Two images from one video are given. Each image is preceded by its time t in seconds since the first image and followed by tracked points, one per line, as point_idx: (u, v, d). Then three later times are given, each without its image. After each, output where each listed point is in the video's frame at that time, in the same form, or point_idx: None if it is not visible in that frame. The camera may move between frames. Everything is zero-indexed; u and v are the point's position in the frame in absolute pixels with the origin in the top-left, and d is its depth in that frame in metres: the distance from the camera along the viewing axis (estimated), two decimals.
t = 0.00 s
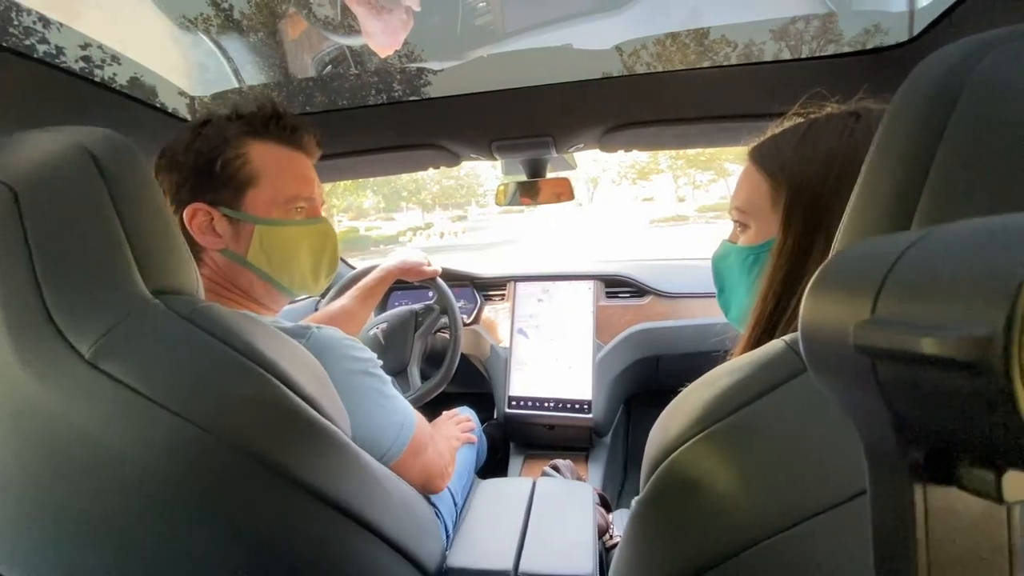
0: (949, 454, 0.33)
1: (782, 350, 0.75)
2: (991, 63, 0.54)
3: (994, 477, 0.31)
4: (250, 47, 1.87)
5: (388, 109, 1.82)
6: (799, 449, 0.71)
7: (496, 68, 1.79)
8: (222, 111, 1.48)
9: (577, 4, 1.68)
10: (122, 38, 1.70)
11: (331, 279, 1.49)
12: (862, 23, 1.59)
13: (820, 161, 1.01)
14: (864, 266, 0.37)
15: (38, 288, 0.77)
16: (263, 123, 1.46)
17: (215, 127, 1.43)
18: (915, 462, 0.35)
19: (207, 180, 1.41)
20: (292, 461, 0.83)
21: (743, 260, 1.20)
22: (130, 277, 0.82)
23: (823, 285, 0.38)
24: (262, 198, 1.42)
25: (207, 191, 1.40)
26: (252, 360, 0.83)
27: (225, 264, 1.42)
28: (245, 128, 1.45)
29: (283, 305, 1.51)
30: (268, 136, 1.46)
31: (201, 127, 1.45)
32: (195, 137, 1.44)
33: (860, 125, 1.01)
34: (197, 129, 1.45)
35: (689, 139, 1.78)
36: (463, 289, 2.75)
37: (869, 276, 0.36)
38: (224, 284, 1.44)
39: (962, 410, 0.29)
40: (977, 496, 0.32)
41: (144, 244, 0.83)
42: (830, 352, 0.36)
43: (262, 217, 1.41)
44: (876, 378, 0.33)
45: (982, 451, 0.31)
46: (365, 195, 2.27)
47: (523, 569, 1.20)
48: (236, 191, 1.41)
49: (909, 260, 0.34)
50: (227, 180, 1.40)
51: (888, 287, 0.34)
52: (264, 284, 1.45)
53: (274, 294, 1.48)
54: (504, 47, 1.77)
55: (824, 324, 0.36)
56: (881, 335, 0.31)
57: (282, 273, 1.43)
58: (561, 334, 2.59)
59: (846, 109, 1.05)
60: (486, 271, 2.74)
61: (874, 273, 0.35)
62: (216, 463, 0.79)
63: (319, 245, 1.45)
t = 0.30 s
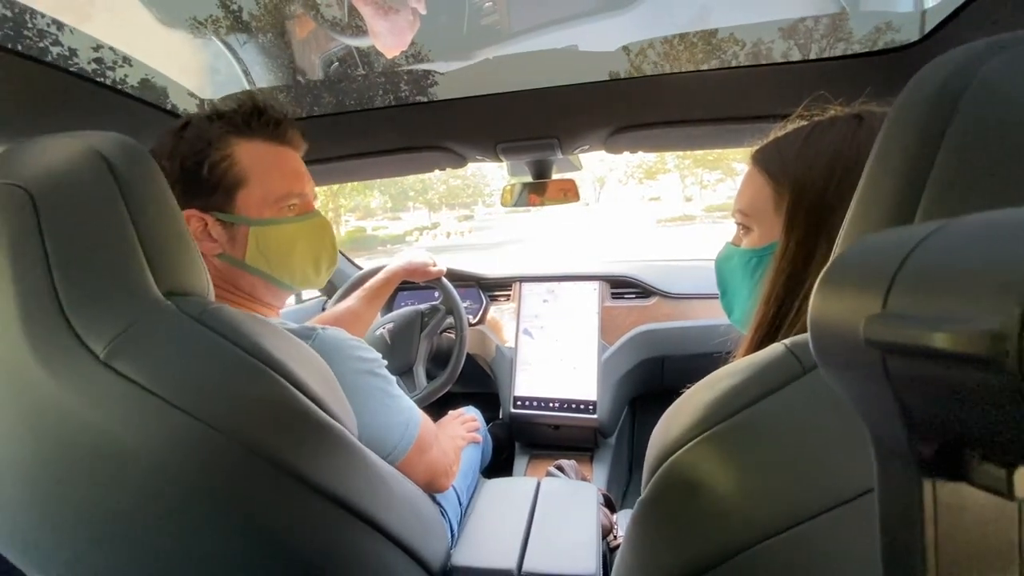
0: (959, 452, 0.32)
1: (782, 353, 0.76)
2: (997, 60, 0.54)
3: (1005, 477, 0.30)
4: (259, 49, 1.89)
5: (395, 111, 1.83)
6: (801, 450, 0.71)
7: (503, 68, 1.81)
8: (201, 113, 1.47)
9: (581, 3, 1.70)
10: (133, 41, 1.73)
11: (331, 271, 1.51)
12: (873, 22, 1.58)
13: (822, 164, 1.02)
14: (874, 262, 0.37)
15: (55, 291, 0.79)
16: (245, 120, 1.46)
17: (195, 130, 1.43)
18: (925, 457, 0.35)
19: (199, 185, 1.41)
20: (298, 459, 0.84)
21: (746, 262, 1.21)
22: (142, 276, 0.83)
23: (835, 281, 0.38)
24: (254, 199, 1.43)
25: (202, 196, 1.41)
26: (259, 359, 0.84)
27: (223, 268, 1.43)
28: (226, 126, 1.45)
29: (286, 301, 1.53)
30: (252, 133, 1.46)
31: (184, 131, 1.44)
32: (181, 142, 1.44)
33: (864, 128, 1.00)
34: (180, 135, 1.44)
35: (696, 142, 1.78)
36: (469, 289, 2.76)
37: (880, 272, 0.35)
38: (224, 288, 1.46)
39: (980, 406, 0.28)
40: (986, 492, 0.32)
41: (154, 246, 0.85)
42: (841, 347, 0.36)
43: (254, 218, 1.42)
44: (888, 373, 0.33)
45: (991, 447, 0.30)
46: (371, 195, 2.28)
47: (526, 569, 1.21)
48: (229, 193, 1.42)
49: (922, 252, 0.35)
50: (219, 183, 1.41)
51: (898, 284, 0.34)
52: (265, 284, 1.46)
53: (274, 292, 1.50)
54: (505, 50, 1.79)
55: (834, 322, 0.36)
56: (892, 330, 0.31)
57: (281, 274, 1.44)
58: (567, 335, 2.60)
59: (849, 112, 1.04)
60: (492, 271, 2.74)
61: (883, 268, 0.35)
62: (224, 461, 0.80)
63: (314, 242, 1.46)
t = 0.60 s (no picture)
0: (968, 452, 0.32)
1: (781, 354, 0.76)
2: (1000, 60, 0.54)
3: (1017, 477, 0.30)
4: (265, 50, 1.89)
5: (399, 110, 1.83)
6: (802, 451, 0.71)
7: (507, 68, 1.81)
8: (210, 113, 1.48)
9: (584, 3, 1.70)
10: (139, 41, 1.74)
11: (333, 274, 1.52)
12: (879, 21, 1.58)
13: (823, 165, 1.02)
14: (879, 262, 0.37)
15: (61, 290, 0.79)
16: (255, 122, 1.47)
17: (205, 131, 1.44)
18: (934, 459, 0.34)
19: (206, 184, 1.42)
20: (299, 458, 0.84)
21: (747, 263, 1.21)
22: (146, 277, 0.83)
23: (840, 279, 0.38)
24: (260, 200, 1.43)
25: (208, 195, 1.42)
26: (260, 359, 0.85)
27: (227, 267, 1.44)
28: (236, 128, 1.46)
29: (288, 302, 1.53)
30: (261, 135, 1.47)
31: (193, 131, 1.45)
32: (189, 141, 1.44)
33: (865, 128, 1.00)
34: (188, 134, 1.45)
35: (699, 142, 1.77)
36: (472, 289, 2.76)
37: (888, 271, 0.35)
38: (227, 287, 1.46)
39: (991, 407, 0.28)
40: (996, 494, 0.32)
41: (159, 247, 0.85)
42: (848, 349, 0.36)
43: (260, 218, 1.42)
44: (896, 371, 0.32)
45: (1002, 448, 0.30)
46: (375, 195, 2.28)
47: (527, 569, 1.21)
48: (235, 193, 1.42)
49: (930, 252, 0.35)
50: (225, 183, 1.41)
51: (906, 283, 0.34)
52: (268, 285, 1.47)
53: (276, 294, 1.50)
54: (509, 49, 1.80)
55: (842, 321, 0.36)
56: (900, 329, 0.31)
57: (285, 274, 1.45)
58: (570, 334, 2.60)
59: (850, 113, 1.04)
60: (495, 271, 2.74)
61: (891, 268, 0.35)
62: (226, 460, 0.80)
63: (320, 244, 1.47)
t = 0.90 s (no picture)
0: (973, 459, 0.32)
1: (780, 351, 0.75)
2: (1003, 56, 0.53)
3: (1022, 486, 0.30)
4: (266, 49, 1.89)
5: (400, 109, 1.83)
6: (802, 450, 0.71)
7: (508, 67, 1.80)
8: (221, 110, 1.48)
9: (585, 3, 1.70)
10: (143, 41, 1.75)
11: (336, 274, 1.51)
12: (883, 19, 1.57)
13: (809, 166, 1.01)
14: (882, 266, 0.36)
15: (55, 288, 0.79)
16: (266, 122, 1.48)
17: (217, 127, 1.44)
18: (938, 466, 0.34)
19: (212, 180, 1.42)
20: (297, 455, 0.84)
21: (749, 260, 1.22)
22: (143, 276, 0.83)
23: (841, 282, 0.37)
24: (268, 197, 1.43)
25: (212, 190, 1.41)
26: (258, 357, 0.85)
27: (231, 262, 1.44)
28: (246, 126, 1.46)
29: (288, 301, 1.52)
30: (269, 134, 1.48)
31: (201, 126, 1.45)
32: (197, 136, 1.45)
33: (855, 122, 0.98)
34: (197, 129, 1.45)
35: (701, 139, 1.77)
36: (473, 288, 2.76)
37: (890, 276, 0.35)
38: (230, 282, 1.46)
39: (999, 413, 0.28)
40: (1002, 504, 0.31)
41: (156, 247, 0.86)
42: (848, 353, 0.35)
43: (265, 215, 1.42)
44: (899, 377, 0.32)
45: (1010, 454, 0.29)
46: (377, 194, 2.28)
47: (526, 569, 1.21)
48: (242, 190, 1.42)
49: (933, 258, 0.34)
50: (231, 179, 1.41)
51: (911, 288, 0.33)
52: (271, 282, 1.46)
53: (279, 292, 1.50)
54: (511, 49, 1.79)
55: (843, 327, 0.35)
56: (903, 335, 0.30)
57: (288, 272, 1.45)
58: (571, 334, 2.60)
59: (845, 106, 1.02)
60: (497, 271, 2.74)
61: (895, 273, 0.35)
62: (224, 459, 0.80)
63: (325, 244, 1.47)
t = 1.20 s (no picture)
0: (974, 460, 0.32)
1: (775, 351, 0.75)
2: (1001, 53, 0.53)
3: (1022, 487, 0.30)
4: (265, 49, 1.89)
5: (399, 109, 1.83)
6: (798, 449, 0.71)
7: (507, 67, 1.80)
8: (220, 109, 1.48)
9: (584, 3, 1.70)
10: (143, 41, 1.75)
11: (333, 275, 1.52)
12: (884, 19, 1.56)
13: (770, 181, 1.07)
14: (883, 268, 0.36)
15: (51, 287, 0.79)
16: (264, 121, 1.47)
17: (216, 126, 1.44)
18: (939, 468, 0.34)
19: (210, 178, 1.42)
20: (294, 455, 0.84)
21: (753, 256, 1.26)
22: (140, 275, 0.83)
23: (841, 282, 0.37)
24: (266, 197, 1.43)
25: (210, 189, 1.41)
26: (256, 356, 0.85)
27: (228, 261, 1.44)
28: (244, 125, 1.46)
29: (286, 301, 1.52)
30: (268, 134, 1.48)
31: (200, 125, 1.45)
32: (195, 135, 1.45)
33: (813, 133, 1.01)
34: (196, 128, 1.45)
35: (701, 138, 1.77)
36: (472, 287, 2.76)
37: (891, 278, 0.35)
38: (227, 280, 1.46)
39: (1001, 415, 0.28)
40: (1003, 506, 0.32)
41: (151, 246, 0.85)
42: (846, 354, 0.35)
43: (264, 214, 1.42)
44: (900, 380, 0.32)
45: (1013, 457, 0.30)
46: (377, 194, 2.28)
47: (525, 568, 1.21)
48: (240, 189, 1.42)
49: (934, 262, 0.34)
50: (229, 178, 1.41)
51: (913, 289, 0.33)
52: (268, 281, 1.47)
53: (276, 291, 1.50)
54: (511, 48, 1.79)
55: (843, 329, 0.35)
56: (905, 337, 0.30)
57: (286, 271, 1.45)
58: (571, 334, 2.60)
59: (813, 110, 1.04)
60: (497, 271, 2.74)
61: (897, 274, 0.35)
62: (221, 459, 0.80)
63: (323, 243, 1.47)
